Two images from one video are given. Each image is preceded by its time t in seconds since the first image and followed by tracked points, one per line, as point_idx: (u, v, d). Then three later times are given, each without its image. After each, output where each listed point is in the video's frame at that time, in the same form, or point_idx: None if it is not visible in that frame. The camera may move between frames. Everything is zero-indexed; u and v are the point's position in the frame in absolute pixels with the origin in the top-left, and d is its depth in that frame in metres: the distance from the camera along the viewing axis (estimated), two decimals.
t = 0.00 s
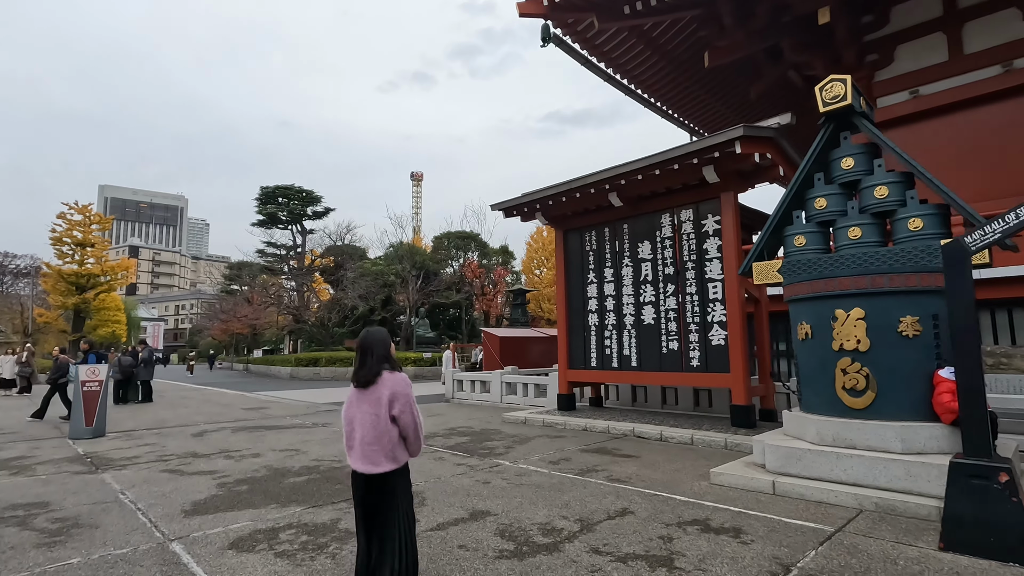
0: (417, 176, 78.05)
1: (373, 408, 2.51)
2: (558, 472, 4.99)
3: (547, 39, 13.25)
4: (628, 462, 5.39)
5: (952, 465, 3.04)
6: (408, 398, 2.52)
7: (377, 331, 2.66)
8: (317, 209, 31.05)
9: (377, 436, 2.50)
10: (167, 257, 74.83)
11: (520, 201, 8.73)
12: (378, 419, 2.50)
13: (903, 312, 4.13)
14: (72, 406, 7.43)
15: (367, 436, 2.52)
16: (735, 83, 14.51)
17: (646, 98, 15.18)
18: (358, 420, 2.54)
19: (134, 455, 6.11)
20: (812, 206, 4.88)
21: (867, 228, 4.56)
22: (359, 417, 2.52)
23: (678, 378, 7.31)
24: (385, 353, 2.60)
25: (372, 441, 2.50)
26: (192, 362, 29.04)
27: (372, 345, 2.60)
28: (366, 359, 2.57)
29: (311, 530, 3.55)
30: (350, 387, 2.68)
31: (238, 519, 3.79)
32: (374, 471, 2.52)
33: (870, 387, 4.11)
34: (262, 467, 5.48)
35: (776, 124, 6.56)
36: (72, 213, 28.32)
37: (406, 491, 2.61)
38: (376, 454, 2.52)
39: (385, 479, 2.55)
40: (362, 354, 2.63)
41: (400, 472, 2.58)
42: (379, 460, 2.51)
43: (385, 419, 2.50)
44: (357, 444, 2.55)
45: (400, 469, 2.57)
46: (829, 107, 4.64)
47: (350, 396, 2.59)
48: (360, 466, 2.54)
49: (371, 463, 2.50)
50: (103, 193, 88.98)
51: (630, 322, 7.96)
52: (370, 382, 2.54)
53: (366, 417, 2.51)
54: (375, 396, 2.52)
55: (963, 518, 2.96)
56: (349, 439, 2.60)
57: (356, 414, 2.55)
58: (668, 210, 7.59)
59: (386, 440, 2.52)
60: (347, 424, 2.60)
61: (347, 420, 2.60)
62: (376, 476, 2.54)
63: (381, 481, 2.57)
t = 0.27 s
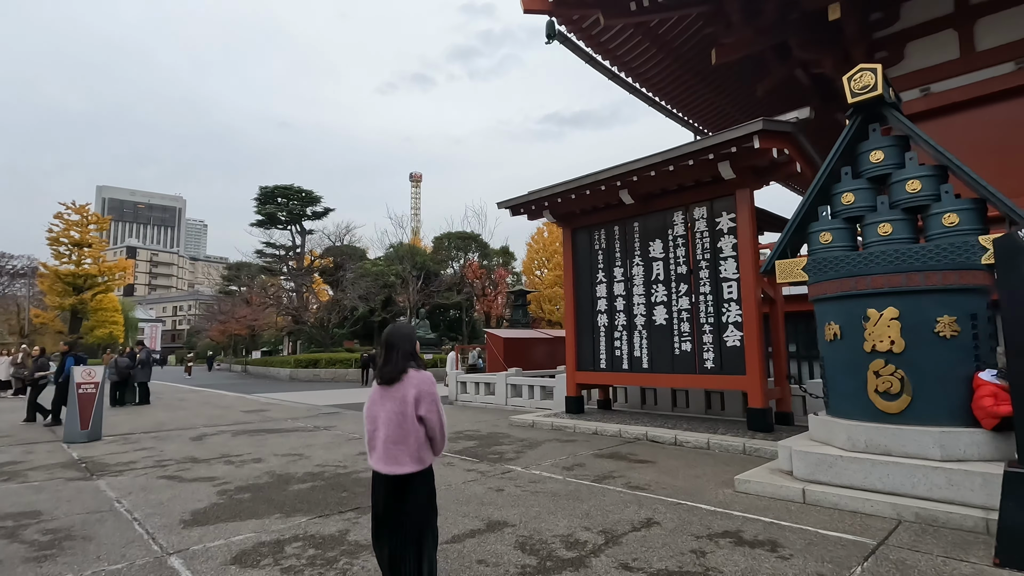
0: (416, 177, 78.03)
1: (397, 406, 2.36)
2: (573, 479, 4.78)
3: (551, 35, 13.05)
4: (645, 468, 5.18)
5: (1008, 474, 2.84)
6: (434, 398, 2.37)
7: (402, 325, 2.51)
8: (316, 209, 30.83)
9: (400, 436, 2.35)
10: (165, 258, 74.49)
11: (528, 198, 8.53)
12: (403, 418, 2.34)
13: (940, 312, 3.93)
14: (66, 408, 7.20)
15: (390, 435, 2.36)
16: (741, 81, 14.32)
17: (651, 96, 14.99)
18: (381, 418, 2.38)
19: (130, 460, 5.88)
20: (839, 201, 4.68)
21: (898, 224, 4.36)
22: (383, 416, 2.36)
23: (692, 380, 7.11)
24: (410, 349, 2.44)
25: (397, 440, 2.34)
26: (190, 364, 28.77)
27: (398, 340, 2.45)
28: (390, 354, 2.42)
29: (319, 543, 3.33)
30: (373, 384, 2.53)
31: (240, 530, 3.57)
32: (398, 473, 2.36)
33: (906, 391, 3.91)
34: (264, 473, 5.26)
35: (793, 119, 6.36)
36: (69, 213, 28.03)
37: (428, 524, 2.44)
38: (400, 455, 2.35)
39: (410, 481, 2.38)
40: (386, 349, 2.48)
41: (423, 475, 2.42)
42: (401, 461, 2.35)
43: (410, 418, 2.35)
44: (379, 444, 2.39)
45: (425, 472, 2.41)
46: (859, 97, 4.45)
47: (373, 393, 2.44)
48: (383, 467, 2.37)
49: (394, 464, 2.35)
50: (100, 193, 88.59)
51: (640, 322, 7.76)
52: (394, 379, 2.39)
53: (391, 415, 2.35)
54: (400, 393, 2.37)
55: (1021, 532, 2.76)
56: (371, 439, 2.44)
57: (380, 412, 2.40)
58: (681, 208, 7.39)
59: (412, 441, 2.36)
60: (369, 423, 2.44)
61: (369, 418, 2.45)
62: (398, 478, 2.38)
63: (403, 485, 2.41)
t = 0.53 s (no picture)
0: (417, 178, 78.10)
1: (427, 411, 2.26)
2: (590, 486, 4.60)
3: (558, 33, 12.91)
4: (663, 475, 4.99)
5: None
6: (463, 401, 2.32)
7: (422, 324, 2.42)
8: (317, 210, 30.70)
9: (432, 442, 2.26)
10: (164, 259, 74.28)
11: (536, 197, 8.32)
12: (434, 423, 2.26)
13: (980, 313, 3.74)
14: (63, 411, 7.00)
15: (421, 442, 2.27)
16: (747, 80, 14.17)
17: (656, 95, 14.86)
18: (411, 425, 2.27)
19: (128, 465, 5.68)
20: (868, 197, 4.49)
21: (932, 221, 4.16)
22: (414, 422, 2.25)
23: (706, 383, 6.91)
24: (436, 349, 2.35)
25: (428, 447, 2.25)
26: (190, 365, 28.61)
27: (423, 341, 2.35)
28: (416, 356, 2.32)
29: (329, 558, 3.13)
30: (393, 388, 2.42)
31: (244, 543, 3.37)
32: (427, 481, 2.27)
33: (945, 396, 3.71)
34: (268, 479, 5.07)
35: (813, 114, 6.16)
36: (69, 213, 27.86)
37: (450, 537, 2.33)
38: (431, 462, 2.27)
39: (439, 489, 2.30)
40: (407, 350, 2.36)
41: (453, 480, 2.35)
42: (433, 468, 2.27)
43: (443, 423, 2.26)
44: (406, 451, 2.28)
45: (454, 478, 2.34)
46: (890, 88, 4.26)
47: (399, 398, 2.31)
48: (411, 476, 2.27)
49: (427, 472, 2.26)
50: (100, 194, 88.55)
51: (652, 324, 7.57)
52: (423, 381, 2.29)
53: (419, 420, 2.25)
54: (429, 397, 2.27)
55: None
56: (395, 446, 2.33)
57: (407, 418, 2.28)
58: (695, 206, 7.20)
59: (442, 446, 2.27)
60: (394, 429, 2.33)
61: (394, 424, 2.34)
62: (430, 486, 2.29)
63: (429, 497, 2.31)
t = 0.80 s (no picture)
0: (416, 179, 77.92)
1: (466, 413, 2.32)
2: (608, 492, 4.37)
3: (563, 28, 12.70)
4: (683, 480, 4.77)
5: None
6: (496, 402, 2.43)
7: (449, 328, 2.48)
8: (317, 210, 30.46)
9: (471, 444, 2.31)
10: (163, 260, 74.00)
11: (543, 193, 8.09)
12: (473, 425, 2.32)
13: None
14: (56, 413, 6.76)
15: (459, 444, 2.30)
16: (754, 77, 13.98)
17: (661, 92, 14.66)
18: (450, 427, 2.30)
19: (122, 470, 5.44)
20: (900, 188, 4.27)
21: (970, 213, 3.94)
22: (455, 424, 2.28)
23: (722, 384, 6.69)
24: (469, 353, 2.42)
25: (467, 451, 2.29)
26: (189, 366, 28.35)
27: (453, 341, 2.40)
28: (450, 356, 2.37)
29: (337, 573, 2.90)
30: (421, 393, 2.40)
31: (244, 556, 3.14)
32: (466, 486, 2.30)
33: (990, 397, 3.48)
34: (269, 484, 4.83)
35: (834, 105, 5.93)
36: (67, 213, 27.61)
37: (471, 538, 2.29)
38: (469, 464, 2.30)
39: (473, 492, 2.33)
40: (439, 353, 2.38)
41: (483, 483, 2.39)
42: (472, 470, 2.31)
43: (483, 423, 2.34)
44: (444, 456, 2.29)
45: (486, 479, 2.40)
46: (926, 72, 4.04)
47: (435, 401, 2.32)
48: (450, 480, 2.28)
49: (466, 474, 2.29)
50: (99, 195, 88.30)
51: (664, 323, 7.35)
52: (460, 384, 2.35)
53: (460, 422, 2.30)
54: (468, 398, 2.34)
55: None
56: (429, 453, 2.32)
57: (445, 421, 2.30)
58: (709, 201, 6.98)
59: (480, 449, 2.34)
60: (428, 435, 2.32)
61: (427, 429, 2.32)
62: (466, 488, 2.31)
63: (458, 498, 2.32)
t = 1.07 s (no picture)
0: (417, 180, 77.78)
1: (517, 425, 2.18)
2: (633, 504, 4.15)
3: (570, 24, 12.48)
4: (710, 490, 4.54)
5: None
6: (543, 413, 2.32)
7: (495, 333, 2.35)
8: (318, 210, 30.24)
9: (522, 458, 2.18)
10: (163, 261, 73.79)
11: (555, 190, 7.86)
12: (525, 437, 2.19)
13: None
14: (51, 418, 6.52)
15: (510, 458, 2.16)
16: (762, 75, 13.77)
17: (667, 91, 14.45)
18: (502, 439, 2.16)
19: (119, 479, 5.20)
20: (942, 182, 4.03)
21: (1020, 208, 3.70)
22: (506, 436, 2.15)
23: (741, 388, 6.46)
24: (517, 360, 2.30)
25: (519, 465, 2.17)
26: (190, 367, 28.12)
27: (501, 348, 2.29)
28: (501, 363, 2.25)
29: None
30: (464, 402, 2.24)
31: None
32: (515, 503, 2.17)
33: None
34: (274, 495, 4.59)
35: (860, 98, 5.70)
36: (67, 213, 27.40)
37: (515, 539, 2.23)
38: (519, 479, 2.17)
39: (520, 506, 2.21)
40: (488, 360, 2.24)
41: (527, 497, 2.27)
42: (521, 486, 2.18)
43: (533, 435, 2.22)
44: (492, 471, 2.14)
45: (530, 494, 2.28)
46: (972, 59, 3.80)
47: (484, 412, 2.17)
48: (500, 495, 2.14)
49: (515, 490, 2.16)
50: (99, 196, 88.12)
51: (680, 325, 7.12)
52: (509, 394, 2.21)
53: (512, 434, 2.16)
54: (519, 409, 2.20)
55: None
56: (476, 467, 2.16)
57: (495, 432, 2.16)
58: (728, 199, 6.74)
59: (529, 463, 2.21)
60: (476, 447, 2.16)
61: (476, 441, 2.16)
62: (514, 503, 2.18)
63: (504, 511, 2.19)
